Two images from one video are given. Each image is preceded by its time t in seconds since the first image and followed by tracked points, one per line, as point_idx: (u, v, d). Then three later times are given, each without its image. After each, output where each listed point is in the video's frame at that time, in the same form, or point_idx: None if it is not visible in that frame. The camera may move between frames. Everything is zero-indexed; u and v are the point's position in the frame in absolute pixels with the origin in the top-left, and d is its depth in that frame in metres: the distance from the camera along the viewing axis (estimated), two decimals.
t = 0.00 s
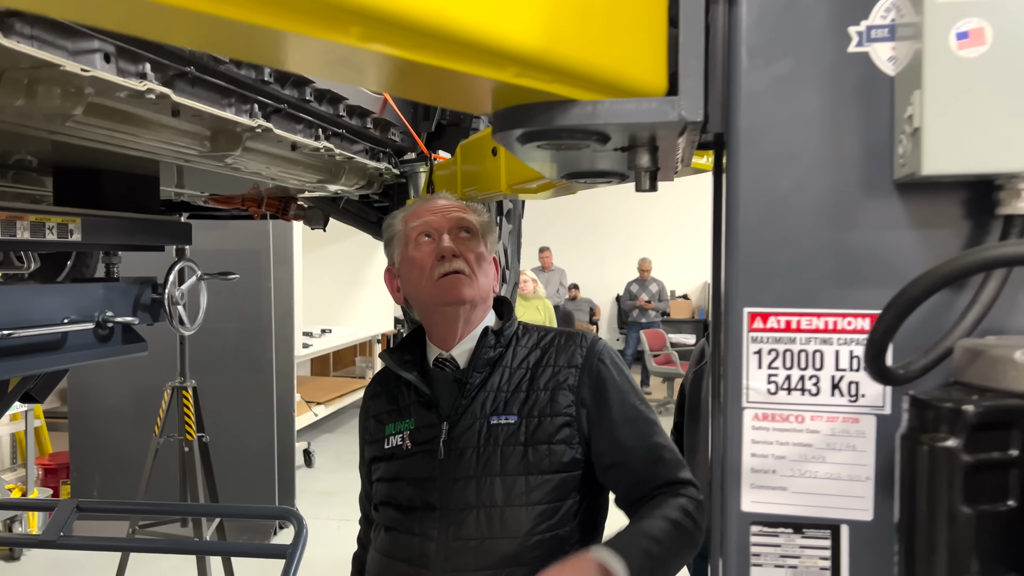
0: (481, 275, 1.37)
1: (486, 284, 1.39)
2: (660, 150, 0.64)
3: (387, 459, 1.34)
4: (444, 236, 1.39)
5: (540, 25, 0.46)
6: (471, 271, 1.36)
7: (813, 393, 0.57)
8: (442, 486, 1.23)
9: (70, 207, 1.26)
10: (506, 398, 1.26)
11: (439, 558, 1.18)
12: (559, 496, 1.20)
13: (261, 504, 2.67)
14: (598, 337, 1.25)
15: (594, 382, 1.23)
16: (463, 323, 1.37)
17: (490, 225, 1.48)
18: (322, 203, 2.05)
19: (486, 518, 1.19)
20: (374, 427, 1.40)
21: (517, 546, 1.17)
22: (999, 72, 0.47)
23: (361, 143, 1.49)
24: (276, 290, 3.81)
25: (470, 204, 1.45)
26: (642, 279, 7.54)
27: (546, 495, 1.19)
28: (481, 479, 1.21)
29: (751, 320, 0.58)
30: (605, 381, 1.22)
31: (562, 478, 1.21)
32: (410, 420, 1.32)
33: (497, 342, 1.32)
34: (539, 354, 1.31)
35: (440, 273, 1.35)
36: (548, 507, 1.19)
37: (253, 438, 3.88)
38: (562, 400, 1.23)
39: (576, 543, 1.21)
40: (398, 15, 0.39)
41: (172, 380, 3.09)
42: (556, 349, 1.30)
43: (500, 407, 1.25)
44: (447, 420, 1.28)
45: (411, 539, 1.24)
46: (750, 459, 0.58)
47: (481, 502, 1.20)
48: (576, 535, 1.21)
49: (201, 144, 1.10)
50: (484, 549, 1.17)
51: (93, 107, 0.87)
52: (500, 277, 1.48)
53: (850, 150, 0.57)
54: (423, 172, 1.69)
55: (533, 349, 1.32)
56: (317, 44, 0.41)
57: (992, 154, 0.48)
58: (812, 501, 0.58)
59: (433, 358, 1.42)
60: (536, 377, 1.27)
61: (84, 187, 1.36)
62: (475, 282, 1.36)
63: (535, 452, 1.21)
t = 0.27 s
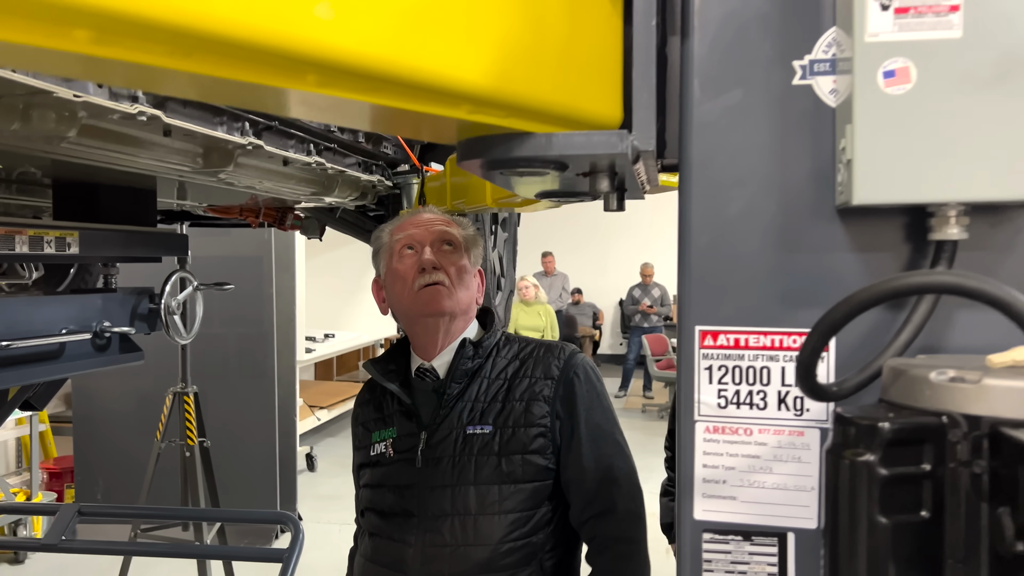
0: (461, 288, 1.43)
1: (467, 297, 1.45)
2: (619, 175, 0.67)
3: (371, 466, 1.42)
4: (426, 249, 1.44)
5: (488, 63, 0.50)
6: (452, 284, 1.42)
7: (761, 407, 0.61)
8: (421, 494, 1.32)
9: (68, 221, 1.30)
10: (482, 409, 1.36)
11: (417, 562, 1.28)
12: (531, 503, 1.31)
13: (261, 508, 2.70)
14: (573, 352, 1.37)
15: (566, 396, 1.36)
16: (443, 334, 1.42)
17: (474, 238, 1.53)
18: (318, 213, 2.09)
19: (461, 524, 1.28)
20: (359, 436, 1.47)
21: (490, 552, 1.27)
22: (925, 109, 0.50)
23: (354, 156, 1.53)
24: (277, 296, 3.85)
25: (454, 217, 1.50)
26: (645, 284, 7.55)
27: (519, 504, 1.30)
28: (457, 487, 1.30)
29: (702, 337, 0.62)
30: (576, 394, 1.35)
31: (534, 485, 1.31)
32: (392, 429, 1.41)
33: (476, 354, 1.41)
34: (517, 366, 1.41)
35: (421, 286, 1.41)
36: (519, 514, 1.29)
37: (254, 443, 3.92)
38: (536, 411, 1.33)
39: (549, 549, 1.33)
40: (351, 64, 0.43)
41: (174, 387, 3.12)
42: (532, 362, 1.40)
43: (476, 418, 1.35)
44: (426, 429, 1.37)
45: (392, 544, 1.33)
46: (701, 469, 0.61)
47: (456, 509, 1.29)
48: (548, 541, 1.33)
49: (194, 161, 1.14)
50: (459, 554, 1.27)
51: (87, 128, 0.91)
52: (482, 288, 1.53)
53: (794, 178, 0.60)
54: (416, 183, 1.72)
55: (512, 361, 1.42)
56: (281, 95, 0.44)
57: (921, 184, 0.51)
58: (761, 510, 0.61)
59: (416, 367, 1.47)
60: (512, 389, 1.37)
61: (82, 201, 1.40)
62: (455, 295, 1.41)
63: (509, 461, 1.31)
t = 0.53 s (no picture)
0: (453, 303, 1.48)
1: (458, 311, 1.50)
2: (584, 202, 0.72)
3: (363, 475, 1.45)
4: (419, 265, 1.48)
5: (455, 102, 0.54)
6: (445, 299, 1.47)
7: (718, 423, 0.64)
8: (413, 503, 1.35)
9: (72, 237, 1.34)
10: (474, 420, 1.40)
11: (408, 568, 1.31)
12: (519, 511, 1.35)
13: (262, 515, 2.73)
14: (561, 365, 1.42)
15: (555, 408, 1.41)
16: (434, 347, 1.47)
17: (465, 253, 1.58)
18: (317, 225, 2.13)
19: (452, 531, 1.32)
20: (350, 445, 1.50)
21: (480, 558, 1.30)
22: (861, 146, 0.54)
23: (349, 172, 1.57)
24: (280, 304, 3.89)
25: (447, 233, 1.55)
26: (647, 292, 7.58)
27: (508, 511, 1.34)
28: (449, 496, 1.34)
29: (662, 357, 0.66)
30: (565, 407, 1.41)
31: (522, 494, 1.36)
32: (384, 439, 1.44)
33: (466, 366, 1.45)
34: (506, 378, 1.46)
35: (416, 301, 1.46)
36: (508, 522, 1.34)
37: (256, 450, 3.95)
38: (526, 422, 1.38)
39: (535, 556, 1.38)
40: (325, 111, 0.47)
41: (176, 396, 3.15)
42: (522, 374, 1.45)
43: (467, 428, 1.39)
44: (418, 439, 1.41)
45: (385, 551, 1.36)
46: (663, 481, 0.65)
47: (448, 517, 1.33)
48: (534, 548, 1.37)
49: (192, 181, 1.18)
50: (449, 560, 1.30)
51: (89, 152, 0.95)
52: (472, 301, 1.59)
53: (748, 207, 0.64)
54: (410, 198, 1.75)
55: (501, 373, 1.47)
56: (260, 138, 0.49)
57: (857, 216, 0.55)
58: (718, 520, 0.64)
59: (408, 379, 1.51)
60: (502, 401, 1.42)
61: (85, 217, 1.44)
62: (448, 310, 1.46)
63: (500, 470, 1.36)
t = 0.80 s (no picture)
0: (452, 317, 1.54)
1: (455, 326, 1.56)
2: (563, 231, 0.77)
3: (363, 484, 1.49)
4: (419, 282, 1.55)
5: (440, 148, 0.59)
6: (443, 312, 1.53)
7: (685, 437, 0.70)
8: (417, 509, 1.40)
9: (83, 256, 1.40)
10: (473, 429, 1.45)
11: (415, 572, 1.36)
12: (518, 514, 1.41)
13: (264, 525, 2.78)
14: (553, 376, 1.49)
15: (550, 416, 1.47)
16: (434, 360, 1.53)
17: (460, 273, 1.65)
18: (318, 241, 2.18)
19: (456, 534, 1.38)
20: (348, 456, 1.54)
21: (484, 559, 1.36)
22: (808, 186, 0.59)
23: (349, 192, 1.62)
24: (282, 316, 3.95)
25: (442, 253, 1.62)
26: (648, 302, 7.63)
27: (509, 514, 1.40)
28: (452, 501, 1.40)
29: (633, 376, 0.71)
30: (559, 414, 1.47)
31: (521, 497, 1.42)
32: (384, 450, 1.48)
33: (464, 378, 1.50)
34: (502, 388, 1.51)
35: (416, 314, 1.52)
36: (509, 525, 1.40)
37: (259, 460, 4.00)
38: (523, 429, 1.44)
39: (533, 556, 1.44)
40: (323, 161, 0.52)
41: (181, 406, 3.20)
42: (517, 384, 1.51)
43: (467, 436, 1.44)
44: (419, 448, 1.45)
45: (388, 557, 1.40)
46: (634, 492, 0.71)
47: (452, 521, 1.39)
48: (533, 549, 1.44)
49: (198, 204, 1.23)
50: (455, 562, 1.36)
51: (100, 180, 1.01)
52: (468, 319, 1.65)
53: (713, 238, 0.69)
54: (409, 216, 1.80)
55: (496, 384, 1.52)
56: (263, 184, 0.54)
57: (805, 249, 0.60)
58: (685, 527, 0.69)
59: (406, 393, 1.56)
60: (499, 410, 1.47)
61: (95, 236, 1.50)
62: (447, 323, 1.53)
63: (500, 475, 1.42)
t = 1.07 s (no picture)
0: (443, 337, 1.61)
1: (446, 346, 1.62)
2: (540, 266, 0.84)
3: (359, 498, 1.55)
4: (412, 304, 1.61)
5: (418, 196, 0.65)
6: (435, 333, 1.59)
7: (648, 456, 0.76)
8: (411, 520, 1.46)
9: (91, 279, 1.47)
10: (464, 443, 1.51)
11: None
12: (508, 525, 1.48)
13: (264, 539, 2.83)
14: (540, 393, 1.56)
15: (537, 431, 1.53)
16: (425, 379, 1.59)
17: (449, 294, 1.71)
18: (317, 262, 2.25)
19: (449, 544, 1.44)
20: (345, 471, 1.60)
21: (475, 567, 1.42)
22: (752, 230, 0.66)
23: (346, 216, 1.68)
24: (283, 332, 4.01)
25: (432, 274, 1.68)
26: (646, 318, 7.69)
27: (498, 524, 1.46)
28: (444, 512, 1.46)
29: (601, 400, 0.77)
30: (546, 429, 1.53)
31: (510, 509, 1.48)
32: (379, 464, 1.54)
33: (455, 396, 1.56)
34: (491, 405, 1.58)
35: (408, 335, 1.58)
36: (498, 534, 1.46)
37: (259, 475, 4.05)
38: (511, 444, 1.51)
39: (522, 564, 1.50)
40: (316, 211, 0.58)
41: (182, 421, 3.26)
42: (506, 401, 1.57)
43: (458, 451, 1.50)
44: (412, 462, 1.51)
45: (384, 566, 1.46)
46: (602, 506, 0.77)
47: (444, 531, 1.45)
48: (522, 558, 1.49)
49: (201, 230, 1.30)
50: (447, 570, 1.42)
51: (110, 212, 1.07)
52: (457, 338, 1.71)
53: (673, 273, 0.76)
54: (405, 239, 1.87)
55: (486, 401, 1.59)
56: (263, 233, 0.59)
57: (751, 286, 0.66)
58: (648, 539, 0.76)
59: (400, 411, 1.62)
60: (489, 425, 1.54)
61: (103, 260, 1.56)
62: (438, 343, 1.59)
63: (490, 487, 1.48)
